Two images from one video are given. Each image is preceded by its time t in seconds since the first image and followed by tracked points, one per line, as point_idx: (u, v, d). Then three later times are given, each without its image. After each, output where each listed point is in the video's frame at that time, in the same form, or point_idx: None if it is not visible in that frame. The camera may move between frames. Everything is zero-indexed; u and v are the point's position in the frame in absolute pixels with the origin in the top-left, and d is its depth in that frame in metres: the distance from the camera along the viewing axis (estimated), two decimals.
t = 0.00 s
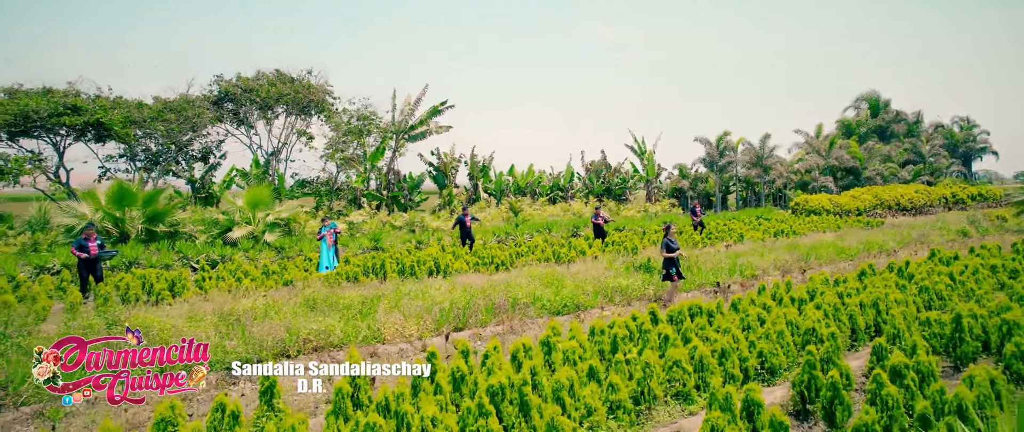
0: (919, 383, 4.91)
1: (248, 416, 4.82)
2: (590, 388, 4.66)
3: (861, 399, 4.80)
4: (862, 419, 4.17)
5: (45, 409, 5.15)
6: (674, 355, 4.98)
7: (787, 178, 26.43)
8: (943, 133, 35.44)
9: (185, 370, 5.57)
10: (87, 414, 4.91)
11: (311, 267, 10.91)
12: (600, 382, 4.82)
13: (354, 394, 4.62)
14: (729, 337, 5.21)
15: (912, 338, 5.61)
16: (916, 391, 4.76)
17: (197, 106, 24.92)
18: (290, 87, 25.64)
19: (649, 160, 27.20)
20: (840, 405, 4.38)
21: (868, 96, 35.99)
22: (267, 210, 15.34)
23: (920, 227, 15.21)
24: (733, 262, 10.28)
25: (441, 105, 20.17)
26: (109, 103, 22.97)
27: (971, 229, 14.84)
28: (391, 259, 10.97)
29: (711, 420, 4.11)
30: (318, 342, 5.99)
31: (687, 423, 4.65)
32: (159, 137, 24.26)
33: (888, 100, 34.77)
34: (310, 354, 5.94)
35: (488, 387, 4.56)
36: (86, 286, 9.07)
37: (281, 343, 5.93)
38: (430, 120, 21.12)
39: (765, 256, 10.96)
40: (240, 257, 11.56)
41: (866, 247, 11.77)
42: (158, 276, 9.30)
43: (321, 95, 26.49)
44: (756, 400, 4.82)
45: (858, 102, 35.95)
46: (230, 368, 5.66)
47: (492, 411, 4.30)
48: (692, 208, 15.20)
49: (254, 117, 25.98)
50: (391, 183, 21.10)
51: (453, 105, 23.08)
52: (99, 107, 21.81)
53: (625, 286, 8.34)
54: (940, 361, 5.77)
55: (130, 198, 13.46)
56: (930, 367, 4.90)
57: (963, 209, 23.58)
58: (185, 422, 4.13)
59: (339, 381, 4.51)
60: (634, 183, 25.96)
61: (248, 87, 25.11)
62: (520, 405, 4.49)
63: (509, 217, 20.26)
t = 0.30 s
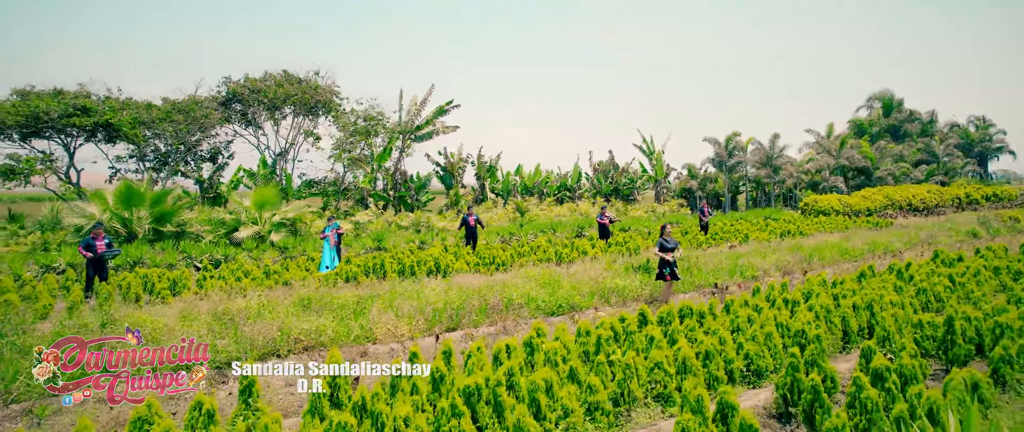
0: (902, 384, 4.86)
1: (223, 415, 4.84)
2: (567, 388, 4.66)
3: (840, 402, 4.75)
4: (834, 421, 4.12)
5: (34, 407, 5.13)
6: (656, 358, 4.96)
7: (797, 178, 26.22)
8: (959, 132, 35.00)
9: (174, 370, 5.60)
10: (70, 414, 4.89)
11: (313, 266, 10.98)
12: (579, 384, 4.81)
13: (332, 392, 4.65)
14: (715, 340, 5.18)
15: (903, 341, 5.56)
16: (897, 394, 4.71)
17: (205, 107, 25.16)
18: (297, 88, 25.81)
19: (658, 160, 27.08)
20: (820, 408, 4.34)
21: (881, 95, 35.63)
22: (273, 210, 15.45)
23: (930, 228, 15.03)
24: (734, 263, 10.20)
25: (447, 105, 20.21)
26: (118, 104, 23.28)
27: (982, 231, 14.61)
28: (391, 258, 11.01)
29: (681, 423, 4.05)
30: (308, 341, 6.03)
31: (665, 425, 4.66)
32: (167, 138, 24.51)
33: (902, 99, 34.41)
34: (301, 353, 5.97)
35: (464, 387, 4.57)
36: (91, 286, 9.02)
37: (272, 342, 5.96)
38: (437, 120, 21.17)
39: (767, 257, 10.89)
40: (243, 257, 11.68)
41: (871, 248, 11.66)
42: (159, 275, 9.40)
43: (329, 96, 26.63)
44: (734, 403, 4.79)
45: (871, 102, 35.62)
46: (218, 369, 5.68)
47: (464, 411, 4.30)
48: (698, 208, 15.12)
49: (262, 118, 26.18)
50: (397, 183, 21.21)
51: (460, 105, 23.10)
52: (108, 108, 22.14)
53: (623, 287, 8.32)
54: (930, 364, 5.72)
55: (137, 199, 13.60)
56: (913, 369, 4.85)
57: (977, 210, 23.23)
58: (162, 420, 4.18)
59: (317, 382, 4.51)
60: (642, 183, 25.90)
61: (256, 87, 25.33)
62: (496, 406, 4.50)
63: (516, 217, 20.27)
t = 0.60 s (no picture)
0: (884, 387, 4.81)
1: (205, 413, 4.83)
2: (545, 390, 4.65)
3: (820, 405, 4.70)
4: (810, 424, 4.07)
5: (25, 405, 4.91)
6: (637, 359, 4.94)
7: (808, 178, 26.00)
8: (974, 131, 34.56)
9: (166, 368, 5.57)
10: (60, 408, 4.78)
11: (314, 266, 11.03)
12: (558, 384, 4.80)
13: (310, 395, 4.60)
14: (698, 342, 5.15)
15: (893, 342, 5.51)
16: (877, 397, 4.66)
17: (213, 108, 25.37)
18: (304, 89, 25.97)
19: (667, 159, 26.95)
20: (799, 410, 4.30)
21: (895, 94, 35.27)
22: (280, 210, 15.57)
23: (939, 229, 14.85)
24: (735, 263, 10.14)
25: (454, 105, 20.25)
26: (128, 106, 23.56)
27: (992, 231, 14.40)
28: (392, 258, 11.05)
29: (651, 425, 4.02)
30: (300, 341, 6.09)
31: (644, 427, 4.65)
32: (176, 139, 24.74)
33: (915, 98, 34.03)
34: (292, 353, 5.99)
35: (440, 387, 4.58)
36: (96, 285, 9.05)
37: (263, 341, 5.98)
38: (443, 121, 21.22)
39: (768, 258, 10.83)
40: (246, 257, 11.80)
41: (876, 249, 11.55)
42: (162, 275, 9.47)
43: (336, 97, 26.79)
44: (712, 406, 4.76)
45: (884, 101, 35.27)
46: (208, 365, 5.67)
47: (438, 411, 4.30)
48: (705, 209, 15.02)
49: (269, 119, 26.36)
50: (404, 183, 21.30)
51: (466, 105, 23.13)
52: (118, 109, 22.44)
53: (620, 287, 8.31)
54: (921, 366, 5.66)
55: (145, 199, 13.80)
56: (896, 372, 4.80)
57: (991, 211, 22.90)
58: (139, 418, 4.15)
59: (294, 380, 4.45)
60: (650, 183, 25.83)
61: (263, 88, 25.51)
62: (470, 406, 4.50)
63: (522, 217, 20.28)
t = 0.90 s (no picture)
0: (868, 389, 4.78)
1: (187, 411, 4.82)
2: (525, 390, 4.66)
3: (803, 408, 4.67)
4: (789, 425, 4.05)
5: (18, 399, 4.91)
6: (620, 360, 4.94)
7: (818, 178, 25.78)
8: (990, 131, 34.09)
9: (160, 367, 5.61)
10: (52, 406, 4.80)
11: (317, 266, 11.11)
12: (539, 384, 4.81)
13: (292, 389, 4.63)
14: (683, 344, 5.15)
15: (884, 345, 5.49)
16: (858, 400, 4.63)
17: (222, 108, 25.59)
18: (312, 89, 26.13)
19: (676, 159, 26.82)
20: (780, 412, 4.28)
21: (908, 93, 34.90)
22: (286, 210, 15.70)
23: (949, 230, 14.65)
24: (736, 264, 10.09)
25: (460, 105, 20.28)
26: (138, 107, 23.86)
27: (1003, 232, 14.18)
28: (394, 258, 11.09)
29: (624, 426, 4.02)
30: (293, 340, 6.09)
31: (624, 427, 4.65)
32: (186, 139, 24.99)
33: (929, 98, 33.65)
34: (285, 352, 6.04)
35: (419, 387, 4.59)
36: (101, 284, 9.14)
37: (256, 339, 6.03)
38: (450, 121, 21.25)
39: (772, 259, 10.73)
40: (250, 256, 11.91)
41: (883, 250, 11.41)
42: (165, 274, 9.56)
43: (344, 97, 26.94)
44: (690, 408, 4.76)
45: (898, 100, 34.90)
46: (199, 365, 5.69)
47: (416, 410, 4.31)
48: (711, 209, 14.97)
49: (278, 119, 26.56)
50: (411, 183, 21.37)
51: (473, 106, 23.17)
52: (127, 110, 22.72)
53: (617, 288, 8.28)
54: (913, 368, 5.63)
55: (153, 199, 13.95)
56: (879, 375, 4.78)
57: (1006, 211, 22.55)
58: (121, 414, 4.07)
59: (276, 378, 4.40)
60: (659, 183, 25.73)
61: (272, 89, 25.71)
62: (448, 405, 4.51)
63: (529, 217, 20.26)
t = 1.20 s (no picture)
0: (854, 390, 4.75)
1: (172, 410, 4.86)
2: (508, 390, 4.66)
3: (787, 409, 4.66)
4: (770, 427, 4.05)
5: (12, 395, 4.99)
6: (606, 360, 4.93)
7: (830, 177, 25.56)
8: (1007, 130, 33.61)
9: (154, 365, 5.69)
10: (45, 404, 4.88)
11: (320, 266, 11.18)
12: (523, 386, 4.82)
13: (282, 390, 4.67)
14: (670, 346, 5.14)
15: (877, 347, 5.46)
16: (843, 402, 4.60)
17: (232, 109, 25.81)
18: (321, 90, 26.28)
19: (685, 159, 26.68)
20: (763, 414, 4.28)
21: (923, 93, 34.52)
22: (294, 210, 15.83)
23: (960, 231, 14.46)
24: (739, 264, 10.03)
25: (468, 105, 20.29)
26: (148, 107, 24.14)
27: (1015, 233, 13.97)
28: (396, 258, 11.13)
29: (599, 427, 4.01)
30: (288, 338, 6.13)
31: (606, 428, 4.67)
32: (196, 139, 25.23)
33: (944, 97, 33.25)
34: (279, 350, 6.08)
35: (400, 386, 4.59)
36: (106, 283, 9.34)
37: (251, 338, 6.08)
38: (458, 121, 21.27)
39: (776, 259, 10.63)
40: (255, 255, 12.02)
41: (890, 251, 11.29)
42: (168, 273, 9.67)
43: (352, 98, 27.07)
44: (671, 410, 4.76)
45: (912, 99, 34.51)
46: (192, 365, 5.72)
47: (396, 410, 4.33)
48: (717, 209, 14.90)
49: (287, 120, 26.74)
50: (419, 183, 21.44)
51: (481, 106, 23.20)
52: (138, 111, 23.01)
53: (616, 289, 8.25)
54: (908, 370, 5.61)
55: (162, 198, 14.10)
56: (865, 377, 4.75)
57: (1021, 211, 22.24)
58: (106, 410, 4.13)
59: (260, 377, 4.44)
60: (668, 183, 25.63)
61: (280, 90, 25.89)
62: (428, 405, 4.52)
63: (536, 217, 20.25)
